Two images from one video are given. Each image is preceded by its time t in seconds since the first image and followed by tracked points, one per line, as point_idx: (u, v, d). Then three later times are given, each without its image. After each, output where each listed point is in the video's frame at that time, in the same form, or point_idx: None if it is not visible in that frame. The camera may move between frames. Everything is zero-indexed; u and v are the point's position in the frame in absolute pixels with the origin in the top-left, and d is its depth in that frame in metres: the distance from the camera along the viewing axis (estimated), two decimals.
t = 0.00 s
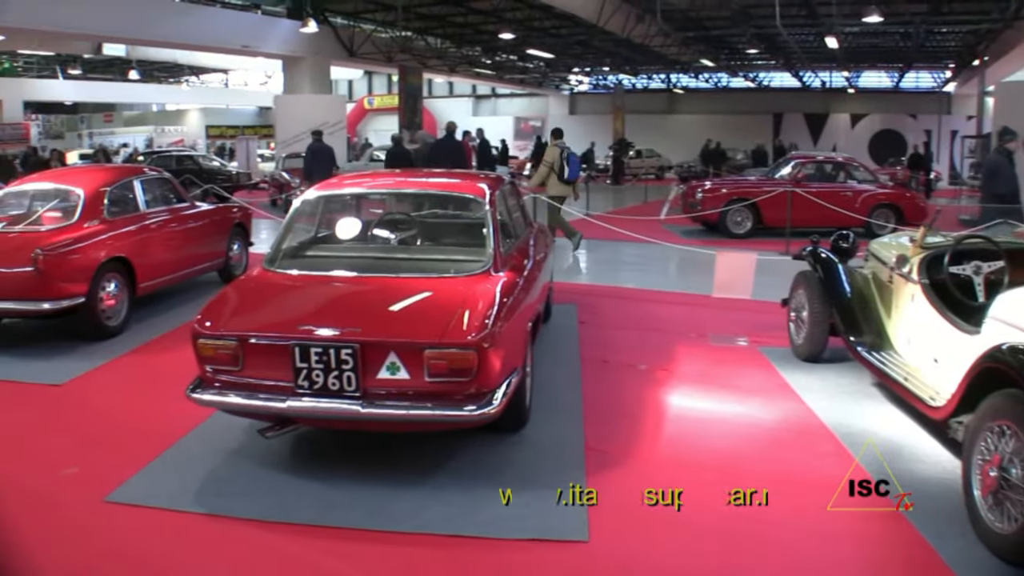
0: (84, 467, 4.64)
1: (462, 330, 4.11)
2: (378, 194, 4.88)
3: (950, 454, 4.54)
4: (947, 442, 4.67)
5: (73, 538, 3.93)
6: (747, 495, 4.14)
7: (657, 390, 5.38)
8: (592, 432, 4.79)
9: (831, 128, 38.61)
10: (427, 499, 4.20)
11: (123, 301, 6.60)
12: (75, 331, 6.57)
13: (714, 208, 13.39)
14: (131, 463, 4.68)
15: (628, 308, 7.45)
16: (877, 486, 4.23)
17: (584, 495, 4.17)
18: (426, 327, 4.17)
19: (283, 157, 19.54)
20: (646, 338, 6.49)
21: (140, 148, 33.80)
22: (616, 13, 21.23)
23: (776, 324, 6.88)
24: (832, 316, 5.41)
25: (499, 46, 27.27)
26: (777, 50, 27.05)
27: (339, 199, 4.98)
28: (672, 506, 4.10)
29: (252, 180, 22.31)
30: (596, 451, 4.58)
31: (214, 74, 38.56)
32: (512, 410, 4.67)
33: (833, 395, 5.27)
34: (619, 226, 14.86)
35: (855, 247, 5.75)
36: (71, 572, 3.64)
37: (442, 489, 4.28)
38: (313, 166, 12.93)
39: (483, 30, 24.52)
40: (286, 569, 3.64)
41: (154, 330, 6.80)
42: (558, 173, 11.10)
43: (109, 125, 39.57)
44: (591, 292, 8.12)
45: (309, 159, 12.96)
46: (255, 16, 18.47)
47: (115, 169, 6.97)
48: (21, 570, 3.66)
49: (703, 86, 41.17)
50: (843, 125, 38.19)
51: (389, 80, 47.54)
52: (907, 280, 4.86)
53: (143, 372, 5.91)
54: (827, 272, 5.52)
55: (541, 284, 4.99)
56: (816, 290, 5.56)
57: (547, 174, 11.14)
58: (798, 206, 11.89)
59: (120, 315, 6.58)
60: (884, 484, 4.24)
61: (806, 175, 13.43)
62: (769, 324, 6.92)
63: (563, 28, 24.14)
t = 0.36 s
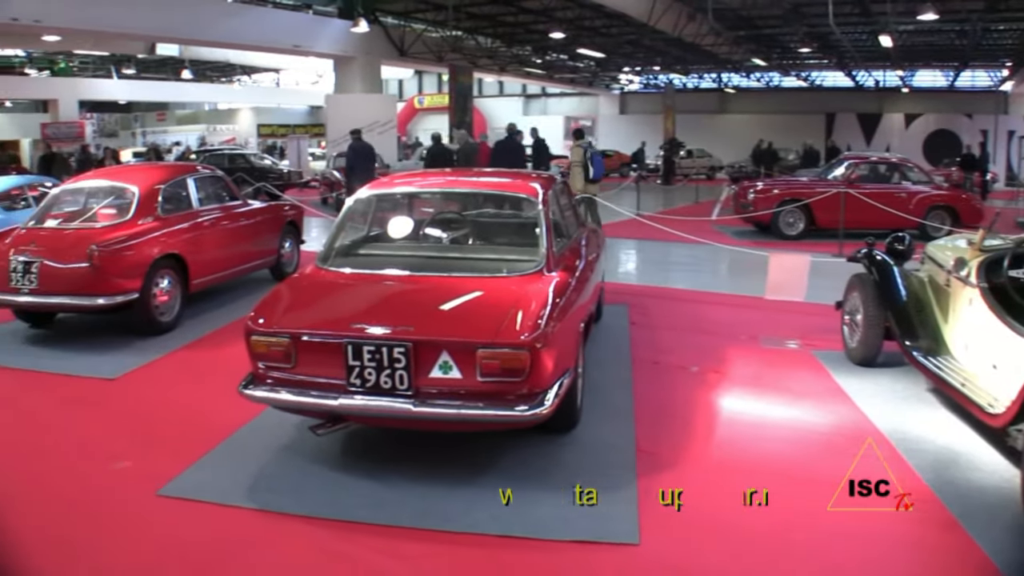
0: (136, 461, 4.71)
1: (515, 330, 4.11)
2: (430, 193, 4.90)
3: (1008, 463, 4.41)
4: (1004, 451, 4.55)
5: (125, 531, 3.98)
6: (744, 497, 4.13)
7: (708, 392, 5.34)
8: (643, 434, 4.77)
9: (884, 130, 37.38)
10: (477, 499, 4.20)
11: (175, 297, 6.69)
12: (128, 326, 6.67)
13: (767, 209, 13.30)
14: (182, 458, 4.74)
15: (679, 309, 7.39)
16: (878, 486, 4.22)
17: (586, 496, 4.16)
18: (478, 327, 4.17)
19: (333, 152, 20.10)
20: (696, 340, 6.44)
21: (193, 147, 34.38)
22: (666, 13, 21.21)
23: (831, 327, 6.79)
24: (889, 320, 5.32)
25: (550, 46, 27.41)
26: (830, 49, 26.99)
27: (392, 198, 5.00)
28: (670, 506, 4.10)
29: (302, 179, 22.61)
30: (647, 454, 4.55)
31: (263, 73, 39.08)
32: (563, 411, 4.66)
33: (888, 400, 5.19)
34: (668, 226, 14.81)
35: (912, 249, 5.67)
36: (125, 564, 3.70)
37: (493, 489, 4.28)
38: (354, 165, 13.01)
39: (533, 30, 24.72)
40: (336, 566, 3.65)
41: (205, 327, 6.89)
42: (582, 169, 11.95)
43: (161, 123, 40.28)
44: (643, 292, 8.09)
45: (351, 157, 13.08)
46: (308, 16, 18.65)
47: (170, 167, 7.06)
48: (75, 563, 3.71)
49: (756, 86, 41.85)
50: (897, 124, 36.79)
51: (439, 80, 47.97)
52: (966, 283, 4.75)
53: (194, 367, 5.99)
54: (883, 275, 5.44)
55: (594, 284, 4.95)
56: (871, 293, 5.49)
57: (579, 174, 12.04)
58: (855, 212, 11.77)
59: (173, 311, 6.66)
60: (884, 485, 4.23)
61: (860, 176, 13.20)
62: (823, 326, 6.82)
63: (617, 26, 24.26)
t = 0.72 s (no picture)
0: (184, 457, 4.77)
1: (564, 333, 4.12)
2: (478, 195, 4.90)
3: None
4: None
5: (172, 527, 4.04)
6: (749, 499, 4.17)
7: (755, 398, 5.31)
8: (689, 439, 4.75)
9: (934, 132, 37.16)
10: (522, 503, 4.20)
11: (222, 296, 6.77)
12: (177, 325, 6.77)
13: (814, 214, 13.21)
14: (230, 455, 4.80)
15: (726, 314, 7.36)
16: (877, 486, 4.26)
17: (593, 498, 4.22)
18: (527, 329, 4.18)
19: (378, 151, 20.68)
20: (744, 345, 6.41)
21: (240, 148, 34.84)
22: (714, 15, 21.16)
23: (881, 333, 6.70)
24: (939, 326, 5.27)
25: (596, 47, 27.46)
26: (879, 51, 27.31)
27: (440, 199, 5.02)
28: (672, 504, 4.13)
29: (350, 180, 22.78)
30: (694, 459, 4.54)
31: (309, 75, 39.50)
32: (612, 415, 4.66)
33: (939, 409, 5.12)
34: (715, 229, 14.73)
35: (964, 255, 5.61)
36: (173, 560, 3.75)
37: (538, 493, 4.28)
38: (388, 167, 13.27)
39: (580, 32, 24.86)
40: (381, 567, 3.67)
41: (253, 325, 6.98)
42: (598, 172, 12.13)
43: (208, 124, 40.85)
44: (690, 296, 8.06)
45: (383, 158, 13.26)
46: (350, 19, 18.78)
47: (218, 167, 7.15)
48: (125, 558, 3.77)
49: (804, 89, 42.02)
50: (947, 129, 36.81)
51: (485, 81, 48.11)
52: (1017, 290, 4.65)
53: (241, 366, 6.06)
54: (934, 281, 5.39)
55: (643, 287, 4.95)
56: (921, 299, 5.45)
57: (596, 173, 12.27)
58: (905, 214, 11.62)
59: (220, 310, 6.74)
60: (884, 485, 4.27)
61: (910, 180, 13.00)
62: (873, 332, 6.74)
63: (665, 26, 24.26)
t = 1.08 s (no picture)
0: (222, 459, 4.82)
1: (605, 338, 4.11)
2: (517, 199, 4.91)
3: None
4: None
5: (213, 528, 4.08)
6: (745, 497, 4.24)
7: (797, 407, 5.27)
8: (729, 446, 4.73)
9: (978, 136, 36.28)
10: (561, 509, 4.19)
11: (263, 299, 6.83)
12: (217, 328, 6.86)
13: (854, 219, 13.17)
14: (268, 457, 4.84)
15: (765, 320, 7.32)
16: (878, 486, 4.32)
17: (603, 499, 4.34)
18: (567, 335, 4.18)
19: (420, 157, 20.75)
20: (783, 352, 6.37)
21: (278, 152, 35.09)
22: (754, 18, 21.10)
23: (925, 342, 6.61)
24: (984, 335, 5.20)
25: (634, 51, 27.61)
26: (921, 54, 27.39)
27: (479, 205, 5.05)
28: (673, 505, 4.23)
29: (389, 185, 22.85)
30: (736, 468, 4.50)
31: (347, 80, 39.75)
32: (652, 421, 4.66)
33: (982, 418, 5.06)
34: (753, 235, 14.62)
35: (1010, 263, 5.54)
36: (213, 560, 3.79)
37: (577, 499, 4.28)
38: (414, 170, 13.37)
39: (619, 35, 25.06)
40: (421, 570, 3.68)
41: (293, 327, 7.05)
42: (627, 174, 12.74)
43: (247, 128, 41.22)
44: (730, 303, 8.03)
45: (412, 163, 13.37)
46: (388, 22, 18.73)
47: (259, 171, 7.26)
48: (162, 557, 3.82)
49: (845, 92, 41.69)
50: (990, 133, 36.03)
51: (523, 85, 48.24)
52: None
53: (278, 369, 6.12)
54: (979, 289, 5.33)
55: (684, 293, 4.94)
56: (966, 307, 5.38)
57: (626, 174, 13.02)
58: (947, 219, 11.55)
59: (260, 313, 6.81)
60: (884, 484, 4.33)
61: (953, 185, 12.85)
62: (916, 341, 6.66)
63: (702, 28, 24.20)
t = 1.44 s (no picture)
0: (268, 457, 4.87)
1: (654, 342, 4.10)
2: (564, 201, 4.95)
3: None
4: None
5: (259, 526, 4.12)
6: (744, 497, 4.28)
7: (846, 414, 5.21)
8: (777, 452, 4.70)
9: None
10: (607, 513, 4.17)
11: (309, 299, 6.90)
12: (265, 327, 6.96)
13: (904, 223, 12.93)
14: (314, 457, 4.87)
15: (812, 324, 7.27)
16: (878, 486, 4.35)
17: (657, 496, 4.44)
18: (617, 338, 4.17)
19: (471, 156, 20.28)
20: (831, 357, 6.32)
21: (325, 152, 35.57)
22: (801, 20, 21.02)
23: (978, 349, 6.49)
24: None
25: (680, 53, 27.68)
26: (973, 54, 27.26)
27: (527, 206, 5.09)
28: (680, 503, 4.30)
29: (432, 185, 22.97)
30: (784, 475, 4.47)
31: (392, 81, 40.00)
32: (699, 427, 4.65)
33: None
34: (800, 238, 14.46)
35: None
36: (259, 559, 3.82)
37: (623, 504, 4.26)
38: (449, 172, 14.03)
39: (664, 37, 25.17)
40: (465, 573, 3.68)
41: (340, 327, 7.12)
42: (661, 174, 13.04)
43: (293, 128, 41.56)
44: (776, 306, 7.99)
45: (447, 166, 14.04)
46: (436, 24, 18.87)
47: (306, 172, 7.35)
48: (209, 553, 3.87)
49: (893, 94, 41.52)
50: None
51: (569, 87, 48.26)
52: None
53: (322, 368, 6.17)
54: None
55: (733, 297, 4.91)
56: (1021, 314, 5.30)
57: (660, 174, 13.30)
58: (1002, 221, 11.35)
59: (306, 312, 6.88)
60: (883, 484, 4.37)
61: (1007, 188, 12.62)
62: (969, 348, 6.55)
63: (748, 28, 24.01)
